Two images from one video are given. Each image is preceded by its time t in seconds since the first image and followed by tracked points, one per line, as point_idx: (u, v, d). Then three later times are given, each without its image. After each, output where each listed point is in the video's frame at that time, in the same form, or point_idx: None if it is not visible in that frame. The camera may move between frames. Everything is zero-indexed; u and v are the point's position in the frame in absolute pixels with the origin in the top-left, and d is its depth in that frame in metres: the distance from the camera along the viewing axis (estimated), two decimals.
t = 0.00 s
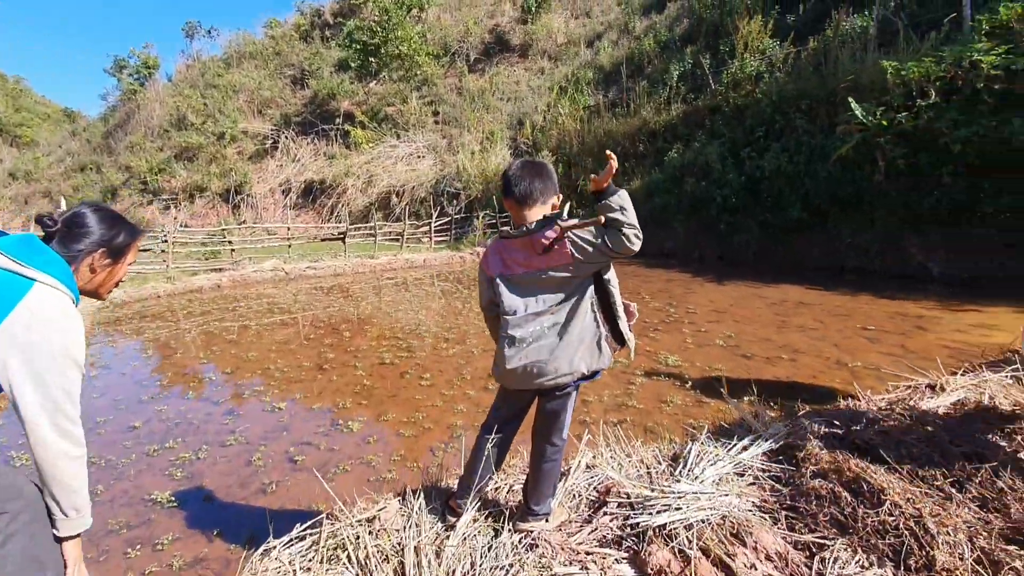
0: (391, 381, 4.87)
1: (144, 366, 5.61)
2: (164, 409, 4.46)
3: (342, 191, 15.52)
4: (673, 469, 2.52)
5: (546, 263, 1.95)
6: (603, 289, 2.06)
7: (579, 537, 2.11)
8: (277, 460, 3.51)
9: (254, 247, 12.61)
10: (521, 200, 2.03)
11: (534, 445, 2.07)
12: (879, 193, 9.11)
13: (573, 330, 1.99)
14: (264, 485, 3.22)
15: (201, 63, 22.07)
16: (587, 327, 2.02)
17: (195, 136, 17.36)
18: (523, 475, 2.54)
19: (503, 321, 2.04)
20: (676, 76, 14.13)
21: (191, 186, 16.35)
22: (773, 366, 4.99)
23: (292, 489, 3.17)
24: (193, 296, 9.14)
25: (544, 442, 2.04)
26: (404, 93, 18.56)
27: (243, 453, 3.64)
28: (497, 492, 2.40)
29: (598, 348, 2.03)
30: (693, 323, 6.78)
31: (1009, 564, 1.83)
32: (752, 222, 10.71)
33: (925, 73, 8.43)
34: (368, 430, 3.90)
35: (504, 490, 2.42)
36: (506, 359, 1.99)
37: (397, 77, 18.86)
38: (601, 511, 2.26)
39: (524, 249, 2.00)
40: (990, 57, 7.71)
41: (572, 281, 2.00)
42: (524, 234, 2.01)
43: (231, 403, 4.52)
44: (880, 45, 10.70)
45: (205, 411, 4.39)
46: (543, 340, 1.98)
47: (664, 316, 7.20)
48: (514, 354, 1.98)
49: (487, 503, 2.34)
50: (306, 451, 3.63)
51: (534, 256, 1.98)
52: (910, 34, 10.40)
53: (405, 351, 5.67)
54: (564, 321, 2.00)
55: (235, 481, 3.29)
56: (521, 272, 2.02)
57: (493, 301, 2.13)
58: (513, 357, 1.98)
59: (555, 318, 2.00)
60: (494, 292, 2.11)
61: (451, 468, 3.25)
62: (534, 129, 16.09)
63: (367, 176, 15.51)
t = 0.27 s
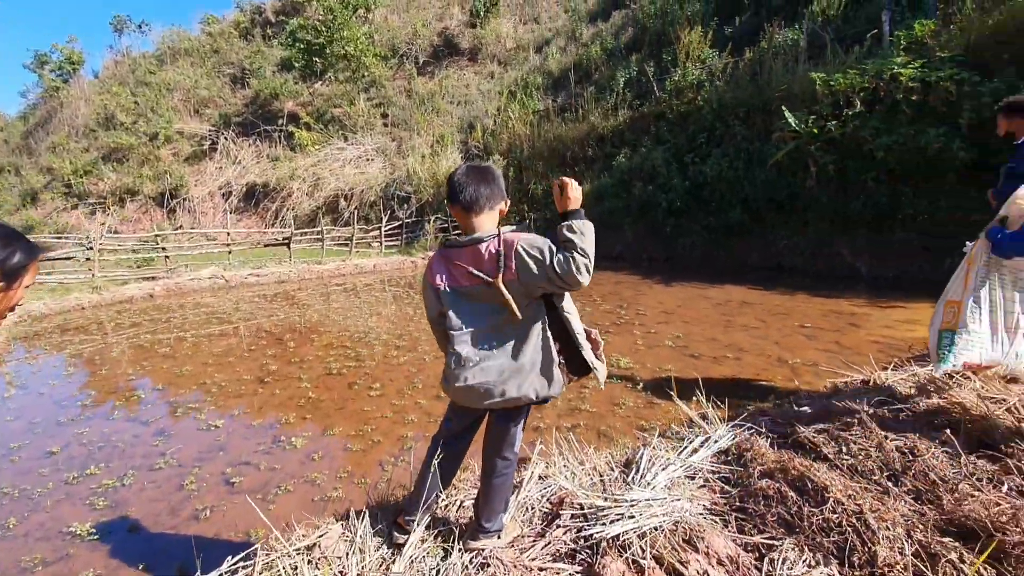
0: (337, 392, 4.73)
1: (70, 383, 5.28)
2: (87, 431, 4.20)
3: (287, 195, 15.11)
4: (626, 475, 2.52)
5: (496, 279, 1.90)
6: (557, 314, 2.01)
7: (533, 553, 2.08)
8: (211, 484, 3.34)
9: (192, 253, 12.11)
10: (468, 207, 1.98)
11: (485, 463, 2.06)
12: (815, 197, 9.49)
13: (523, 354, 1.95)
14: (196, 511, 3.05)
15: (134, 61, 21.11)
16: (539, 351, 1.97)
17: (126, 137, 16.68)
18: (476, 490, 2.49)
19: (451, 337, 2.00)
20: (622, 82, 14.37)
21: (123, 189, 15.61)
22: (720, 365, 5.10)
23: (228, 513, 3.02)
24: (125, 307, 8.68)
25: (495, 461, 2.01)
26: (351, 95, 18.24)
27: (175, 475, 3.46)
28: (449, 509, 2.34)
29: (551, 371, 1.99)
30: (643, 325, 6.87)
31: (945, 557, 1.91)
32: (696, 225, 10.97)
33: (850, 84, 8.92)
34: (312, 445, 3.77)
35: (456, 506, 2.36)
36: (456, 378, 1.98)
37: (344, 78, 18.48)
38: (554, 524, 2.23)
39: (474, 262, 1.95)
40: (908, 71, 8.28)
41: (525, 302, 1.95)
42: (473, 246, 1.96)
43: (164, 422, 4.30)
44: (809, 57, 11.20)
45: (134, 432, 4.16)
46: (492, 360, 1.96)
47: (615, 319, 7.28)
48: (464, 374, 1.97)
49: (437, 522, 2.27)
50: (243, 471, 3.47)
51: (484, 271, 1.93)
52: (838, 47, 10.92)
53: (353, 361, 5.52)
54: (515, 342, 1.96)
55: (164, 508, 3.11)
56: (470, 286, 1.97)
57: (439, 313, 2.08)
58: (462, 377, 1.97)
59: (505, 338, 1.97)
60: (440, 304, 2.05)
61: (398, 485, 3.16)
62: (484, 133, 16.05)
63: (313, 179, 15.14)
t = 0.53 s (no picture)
0: (274, 406, 4.55)
1: None
2: None
3: (222, 199, 14.56)
4: (573, 481, 2.51)
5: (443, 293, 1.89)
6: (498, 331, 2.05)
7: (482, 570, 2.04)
8: (132, 513, 3.15)
9: (116, 261, 11.50)
10: (409, 210, 1.95)
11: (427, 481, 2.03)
12: (749, 200, 9.83)
13: (470, 369, 1.95)
14: (113, 545, 2.87)
15: (51, 57, 19.92)
16: (486, 366, 1.99)
17: (41, 138, 15.73)
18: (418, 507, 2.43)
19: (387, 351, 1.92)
20: (564, 88, 14.52)
21: (39, 195, 14.69)
22: (663, 365, 5.19)
23: (151, 545, 2.85)
24: (43, 322, 8.14)
25: (439, 480, 2.00)
26: (288, 96, 17.76)
27: (92, 506, 3.25)
28: (391, 530, 2.28)
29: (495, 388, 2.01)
30: (590, 327, 6.91)
31: (882, 548, 1.99)
32: (639, 227, 11.17)
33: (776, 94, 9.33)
34: (245, 466, 3.61)
35: (398, 526, 2.30)
36: (395, 395, 1.91)
37: (280, 79, 17.87)
38: (502, 538, 2.19)
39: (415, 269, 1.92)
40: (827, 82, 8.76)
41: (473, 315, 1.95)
42: (415, 252, 1.93)
43: (82, 446, 4.04)
44: (738, 68, 11.63)
45: (48, 459, 3.88)
46: (435, 377, 1.92)
47: (562, 321, 7.32)
48: (404, 391, 1.92)
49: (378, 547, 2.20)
50: (168, 498, 3.29)
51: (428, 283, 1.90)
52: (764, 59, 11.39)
53: (292, 373, 5.31)
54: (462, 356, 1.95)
55: (78, 544, 2.90)
56: (410, 296, 1.93)
57: (369, 323, 1.99)
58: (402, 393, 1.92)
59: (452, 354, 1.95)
60: (372, 313, 1.97)
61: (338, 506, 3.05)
62: (429, 136, 15.89)
63: (250, 183, 14.62)
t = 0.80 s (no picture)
0: (211, 426, 4.32)
1: None
2: None
3: (153, 206, 13.92)
4: (531, 495, 2.43)
5: (393, 300, 1.83)
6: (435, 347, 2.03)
7: None
8: (46, 551, 2.91)
9: (35, 273, 10.81)
10: (346, 212, 1.87)
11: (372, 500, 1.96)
12: (693, 205, 10.05)
13: (419, 382, 1.87)
14: None
15: None
16: (433, 380, 1.94)
17: None
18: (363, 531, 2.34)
19: (328, 364, 1.81)
20: (513, 95, 14.56)
21: None
22: (616, 368, 5.20)
23: None
24: None
25: (385, 503, 1.92)
26: (226, 98, 17.17)
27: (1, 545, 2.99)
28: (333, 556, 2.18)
29: (444, 402, 1.97)
30: (543, 332, 6.89)
31: (839, 546, 2.01)
32: (589, 231, 11.27)
33: (715, 103, 9.58)
34: (175, 493, 3.40)
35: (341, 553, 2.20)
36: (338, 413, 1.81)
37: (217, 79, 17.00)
38: (457, 560, 2.09)
39: (360, 274, 1.84)
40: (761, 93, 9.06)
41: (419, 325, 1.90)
42: (361, 254, 1.87)
43: None
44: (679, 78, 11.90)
45: None
46: (381, 394, 1.83)
47: (515, 327, 7.27)
48: (348, 407, 1.82)
49: None
50: (88, 532, 3.06)
51: (375, 289, 1.83)
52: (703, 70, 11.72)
53: (230, 390, 5.05)
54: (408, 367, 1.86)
55: None
56: (354, 303, 1.84)
57: (307, 330, 1.87)
58: (345, 411, 1.82)
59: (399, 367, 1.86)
60: (311, 321, 1.85)
61: (278, 534, 2.91)
62: (376, 141, 15.60)
63: (184, 188, 14.02)
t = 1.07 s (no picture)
0: (160, 452, 4.09)
1: None
2: None
3: (94, 215, 13.31)
4: (507, 516, 2.36)
5: (350, 316, 1.73)
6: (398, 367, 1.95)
7: None
8: None
9: None
10: (293, 223, 1.76)
11: (331, 541, 1.88)
12: (653, 208, 10.15)
13: (382, 408, 1.80)
14: None
15: None
16: (398, 405, 1.87)
17: None
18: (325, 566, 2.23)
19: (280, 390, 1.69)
20: (472, 99, 14.48)
21: None
22: (584, 372, 5.15)
23: None
24: None
25: (346, 544, 1.84)
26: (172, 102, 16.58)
27: None
28: None
29: (405, 423, 1.90)
30: (510, 338, 6.80)
31: (824, 554, 2.01)
32: (551, 234, 11.26)
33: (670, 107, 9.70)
34: (119, 529, 3.19)
35: None
36: (291, 444, 1.70)
37: (161, 83, 16.43)
38: None
39: (312, 288, 1.73)
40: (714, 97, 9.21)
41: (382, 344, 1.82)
42: (311, 266, 1.75)
43: None
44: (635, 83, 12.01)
45: None
46: (339, 420, 1.73)
47: (480, 333, 7.18)
48: (306, 437, 1.71)
49: None
50: None
51: (330, 305, 1.73)
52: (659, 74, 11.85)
53: (179, 411, 4.80)
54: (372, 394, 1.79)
55: None
56: (306, 321, 1.72)
57: (250, 354, 1.74)
58: (300, 441, 1.71)
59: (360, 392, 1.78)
60: (256, 345, 1.72)
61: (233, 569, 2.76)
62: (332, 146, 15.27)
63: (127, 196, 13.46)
